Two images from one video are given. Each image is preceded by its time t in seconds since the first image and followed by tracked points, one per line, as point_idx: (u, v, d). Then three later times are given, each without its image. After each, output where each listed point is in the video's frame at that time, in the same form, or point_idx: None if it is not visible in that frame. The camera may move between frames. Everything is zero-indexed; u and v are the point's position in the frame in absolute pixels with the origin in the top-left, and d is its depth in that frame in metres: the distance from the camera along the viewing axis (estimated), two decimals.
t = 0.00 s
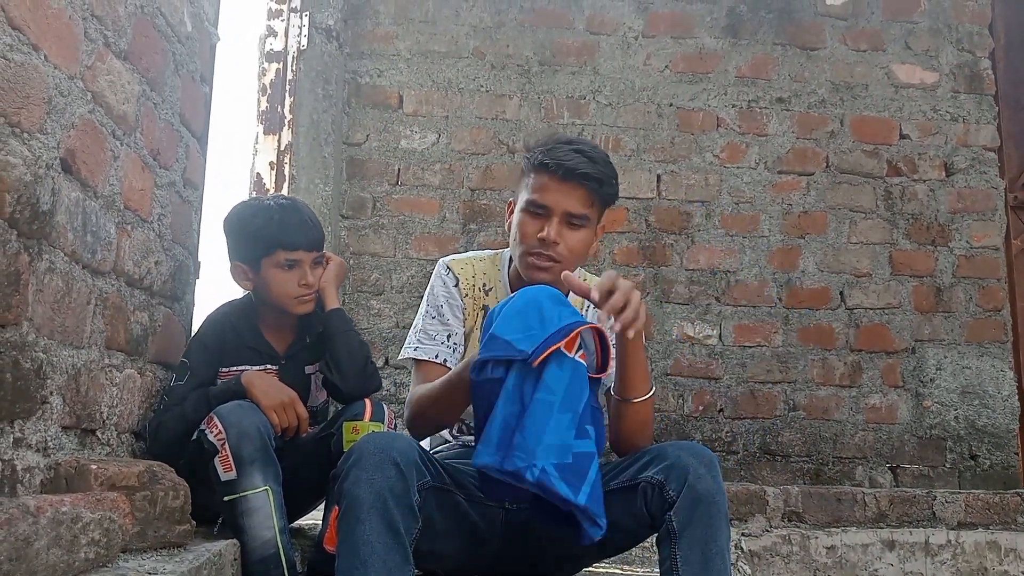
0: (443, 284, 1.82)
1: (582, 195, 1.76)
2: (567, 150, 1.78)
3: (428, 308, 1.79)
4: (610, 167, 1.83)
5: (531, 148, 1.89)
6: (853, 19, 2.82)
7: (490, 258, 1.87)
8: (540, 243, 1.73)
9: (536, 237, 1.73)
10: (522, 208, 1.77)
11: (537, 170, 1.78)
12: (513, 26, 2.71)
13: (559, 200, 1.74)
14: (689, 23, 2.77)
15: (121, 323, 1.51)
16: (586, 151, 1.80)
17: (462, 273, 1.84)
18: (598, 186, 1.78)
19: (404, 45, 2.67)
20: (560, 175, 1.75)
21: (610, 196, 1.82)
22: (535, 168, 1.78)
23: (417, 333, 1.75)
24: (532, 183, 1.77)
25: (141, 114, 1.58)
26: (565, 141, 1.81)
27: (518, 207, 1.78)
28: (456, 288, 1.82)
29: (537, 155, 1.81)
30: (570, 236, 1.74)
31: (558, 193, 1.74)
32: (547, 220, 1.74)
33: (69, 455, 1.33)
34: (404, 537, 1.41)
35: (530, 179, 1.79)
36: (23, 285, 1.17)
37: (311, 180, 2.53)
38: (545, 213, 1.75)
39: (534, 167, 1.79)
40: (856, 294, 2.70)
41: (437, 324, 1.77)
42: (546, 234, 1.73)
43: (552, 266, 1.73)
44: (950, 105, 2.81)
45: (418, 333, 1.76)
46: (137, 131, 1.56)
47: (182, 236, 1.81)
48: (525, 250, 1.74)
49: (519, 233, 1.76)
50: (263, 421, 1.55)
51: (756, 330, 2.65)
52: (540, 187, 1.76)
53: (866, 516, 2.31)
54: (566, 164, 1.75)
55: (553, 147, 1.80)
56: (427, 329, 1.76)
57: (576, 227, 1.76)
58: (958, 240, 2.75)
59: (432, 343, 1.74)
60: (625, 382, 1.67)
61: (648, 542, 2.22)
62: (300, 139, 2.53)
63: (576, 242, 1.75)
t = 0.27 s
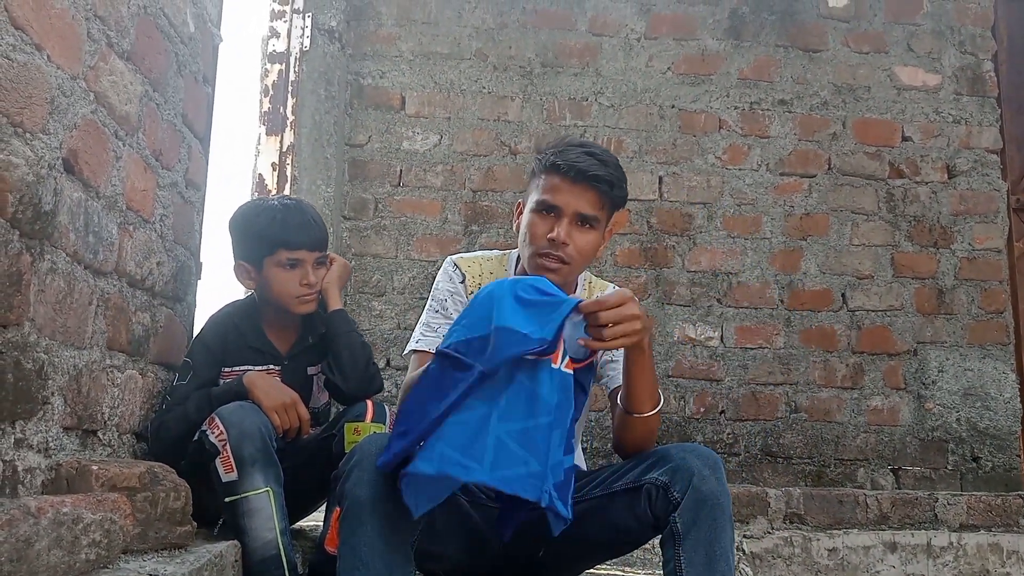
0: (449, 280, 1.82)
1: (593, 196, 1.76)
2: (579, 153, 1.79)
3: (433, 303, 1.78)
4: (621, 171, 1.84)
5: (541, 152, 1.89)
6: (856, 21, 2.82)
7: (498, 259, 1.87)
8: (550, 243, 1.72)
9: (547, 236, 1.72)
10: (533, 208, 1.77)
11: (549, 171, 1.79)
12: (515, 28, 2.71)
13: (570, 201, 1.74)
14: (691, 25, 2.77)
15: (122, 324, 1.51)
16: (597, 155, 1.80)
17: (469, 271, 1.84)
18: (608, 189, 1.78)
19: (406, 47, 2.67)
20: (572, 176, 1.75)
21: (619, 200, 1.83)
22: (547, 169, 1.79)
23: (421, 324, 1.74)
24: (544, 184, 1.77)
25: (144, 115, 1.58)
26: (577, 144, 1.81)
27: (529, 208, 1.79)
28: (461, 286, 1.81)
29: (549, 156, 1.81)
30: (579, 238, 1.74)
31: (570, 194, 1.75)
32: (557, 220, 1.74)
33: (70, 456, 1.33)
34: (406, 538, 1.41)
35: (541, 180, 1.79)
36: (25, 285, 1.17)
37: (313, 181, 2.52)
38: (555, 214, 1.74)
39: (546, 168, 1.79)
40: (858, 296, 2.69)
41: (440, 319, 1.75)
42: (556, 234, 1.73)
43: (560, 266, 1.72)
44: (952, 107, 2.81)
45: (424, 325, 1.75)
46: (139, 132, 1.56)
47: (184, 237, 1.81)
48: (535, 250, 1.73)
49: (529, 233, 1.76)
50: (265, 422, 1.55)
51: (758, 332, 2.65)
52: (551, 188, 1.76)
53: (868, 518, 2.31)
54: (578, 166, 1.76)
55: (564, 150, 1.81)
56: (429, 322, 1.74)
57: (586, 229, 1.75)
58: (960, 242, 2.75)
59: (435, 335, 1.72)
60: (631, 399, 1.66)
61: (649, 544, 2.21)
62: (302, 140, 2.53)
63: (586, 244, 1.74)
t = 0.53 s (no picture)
0: (450, 285, 1.82)
1: (599, 196, 1.76)
2: (585, 151, 1.79)
3: (433, 309, 1.79)
4: (627, 170, 1.83)
5: (547, 151, 1.90)
6: (860, 21, 2.81)
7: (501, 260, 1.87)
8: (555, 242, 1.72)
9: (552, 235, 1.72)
10: (538, 207, 1.78)
11: (557, 170, 1.79)
12: (519, 27, 2.71)
13: (576, 199, 1.74)
14: (695, 24, 2.76)
15: (126, 322, 1.51)
16: (603, 153, 1.80)
17: (471, 272, 1.84)
18: (613, 188, 1.78)
19: (410, 46, 2.67)
20: (577, 174, 1.75)
21: (626, 200, 1.82)
22: (552, 168, 1.79)
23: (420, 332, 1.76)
24: (550, 182, 1.77)
25: (148, 113, 1.58)
26: (583, 143, 1.81)
27: (534, 206, 1.79)
28: (462, 288, 1.81)
29: (554, 155, 1.82)
30: (584, 236, 1.74)
31: (575, 193, 1.75)
32: (562, 219, 1.74)
33: (74, 454, 1.33)
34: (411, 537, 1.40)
35: (547, 179, 1.79)
36: (29, 283, 1.17)
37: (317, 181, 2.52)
38: (561, 212, 1.74)
39: (552, 167, 1.80)
40: (862, 296, 2.69)
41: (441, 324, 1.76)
42: (561, 232, 1.72)
43: (565, 266, 1.72)
44: (957, 107, 2.80)
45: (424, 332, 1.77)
46: (143, 130, 1.56)
47: (188, 235, 1.81)
48: (540, 249, 1.73)
49: (534, 232, 1.76)
50: (269, 421, 1.55)
51: (762, 332, 2.64)
52: (557, 186, 1.76)
53: (872, 518, 2.31)
54: (583, 164, 1.76)
55: (571, 148, 1.81)
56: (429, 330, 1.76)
57: (591, 228, 1.75)
58: (964, 242, 2.74)
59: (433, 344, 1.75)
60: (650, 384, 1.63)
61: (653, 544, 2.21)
62: (305, 139, 2.53)
63: (591, 243, 1.74)
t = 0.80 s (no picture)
0: (447, 283, 1.81)
1: (593, 187, 1.77)
2: (576, 144, 1.79)
3: (431, 307, 1.79)
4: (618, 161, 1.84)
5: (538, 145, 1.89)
6: (862, 15, 2.81)
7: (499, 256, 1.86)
8: (552, 235, 1.73)
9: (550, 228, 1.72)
10: (532, 201, 1.78)
11: (548, 164, 1.78)
12: (520, 23, 2.70)
13: (571, 192, 1.74)
14: (697, 19, 2.76)
15: (128, 319, 1.51)
16: (595, 145, 1.80)
17: (467, 270, 1.83)
18: (607, 178, 1.79)
19: (411, 42, 2.66)
20: (571, 167, 1.76)
21: (617, 190, 1.83)
22: (545, 162, 1.79)
23: (416, 331, 1.76)
24: (542, 176, 1.77)
25: (149, 109, 1.58)
26: (573, 136, 1.82)
27: (528, 201, 1.79)
28: (459, 287, 1.81)
29: (545, 150, 1.81)
30: (581, 228, 1.74)
31: (569, 186, 1.75)
32: (558, 212, 1.74)
33: (76, 450, 1.33)
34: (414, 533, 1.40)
35: (540, 173, 1.79)
36: (30, 280, 1.17)
37: (318, 177, 2.52)
38: (556, 206, 1.75)
39: (544, 161, 1.79)
40: (865, 291, 2.68)
41: (437, 325, 1.77)
42: (558, 226, 1.73)
43: (564, 258, 1.72)
44: (959, 102, 2.79)
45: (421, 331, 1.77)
46: (144, 127, 1.56)
47: (190, 232, 1.81)
48: (538, 243, 1.73)
49: (531, 226, 1.76)
50: (270, 417, 1.55)
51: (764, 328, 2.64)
52: (550, 180, 1.76)
53: (875, 514, 2.31)
54: (576, 157, 1.76)
55: (562, 142, 1.81)
56: (426, 329, 1.76)
57: (588, 219, 1.76)
58: (967, 237, 2.73)
59: (430, 344, 1.75)
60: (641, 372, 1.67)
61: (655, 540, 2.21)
62: (307, 135, 2.53)
63: (588, 235, 1.74)
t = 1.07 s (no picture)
0: (451, 277, 1.82)
1: (595, 185, 1.76)
2: (579, 141, 1.78)
3: (436, 300, 1.79)
4: (620, 159, 1.83)
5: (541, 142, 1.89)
6: (867, 13, 2.80)
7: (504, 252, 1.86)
8: (552, 231, 1.72)
9: (550, 225, 1.72)
10: (533, 197, 1.77)
11: (551, 160, 1.78)
12: (525, 19, 2.70)
13: (572, 189, 1.74)
14: (702, 16, 2.75)
15: (132, 314, 1.51)
16: (598, 143, 1.80)
17: (472, 264, 1.84)
18: (608, 176, 1.78)
19: (415, 38, 2.66)
20: (573, 164, 1.75)
21: (619, 187, 1.82)
22: (547, 158, 1.78)
23: (422, 324, 1.76)
24: (544, 173, 1.77)
25: (153, 105, 1.58)
26: (577, 134, 1.81)
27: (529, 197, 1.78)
28: (466, 281, 1.82)
29: (548, 146, 1.81)
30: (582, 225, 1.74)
31: (570, 183, 1.74)
32: (559, 209, 1.74)
33: (80, 445, 1.33)
34: (416, 529, 1.40)
35: (542, 170, 1.79)
36: (34, 274, 1.17)
37: (322, 173, 2.52)
38: (557, 202, 1.74)
39: (546, 157, 1.79)
40: (869, 289, 2.68)
41: (441, 318, 1.77)
42: (558, 222, 1.72)
43: (565, 254, 1.72)
44: (965, 99, 2.79)
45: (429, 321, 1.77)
46: (148, 122, 1.56)
47: (194, 227, 1.81)
48: (538, 239, 1.73)
49: (532, 223, 1.75)
50: (273, 412, 1.55)
51: (768, 325, 2.64)
52: (552, 177, 1.75)
53: (878, 512, 2.31)
54: (578, 154, 1.75)
55: (565, 139, 1.81)
56: (431, 322, 1.76)
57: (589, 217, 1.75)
58: (971, 236, 2.73)
59: (435, 335, 1.74)
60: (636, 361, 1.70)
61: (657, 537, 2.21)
62: (311, 132, 2.53)
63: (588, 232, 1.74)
